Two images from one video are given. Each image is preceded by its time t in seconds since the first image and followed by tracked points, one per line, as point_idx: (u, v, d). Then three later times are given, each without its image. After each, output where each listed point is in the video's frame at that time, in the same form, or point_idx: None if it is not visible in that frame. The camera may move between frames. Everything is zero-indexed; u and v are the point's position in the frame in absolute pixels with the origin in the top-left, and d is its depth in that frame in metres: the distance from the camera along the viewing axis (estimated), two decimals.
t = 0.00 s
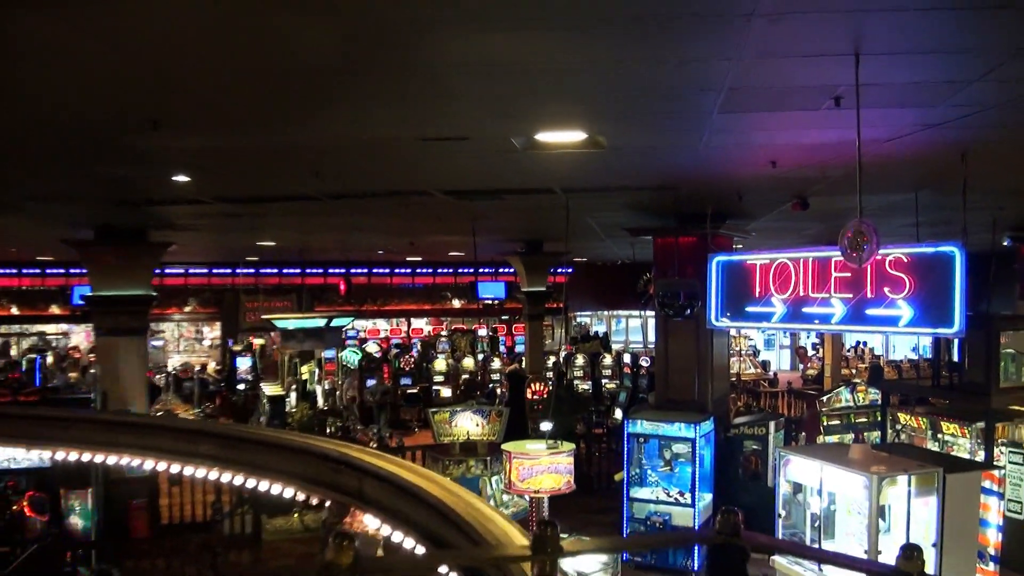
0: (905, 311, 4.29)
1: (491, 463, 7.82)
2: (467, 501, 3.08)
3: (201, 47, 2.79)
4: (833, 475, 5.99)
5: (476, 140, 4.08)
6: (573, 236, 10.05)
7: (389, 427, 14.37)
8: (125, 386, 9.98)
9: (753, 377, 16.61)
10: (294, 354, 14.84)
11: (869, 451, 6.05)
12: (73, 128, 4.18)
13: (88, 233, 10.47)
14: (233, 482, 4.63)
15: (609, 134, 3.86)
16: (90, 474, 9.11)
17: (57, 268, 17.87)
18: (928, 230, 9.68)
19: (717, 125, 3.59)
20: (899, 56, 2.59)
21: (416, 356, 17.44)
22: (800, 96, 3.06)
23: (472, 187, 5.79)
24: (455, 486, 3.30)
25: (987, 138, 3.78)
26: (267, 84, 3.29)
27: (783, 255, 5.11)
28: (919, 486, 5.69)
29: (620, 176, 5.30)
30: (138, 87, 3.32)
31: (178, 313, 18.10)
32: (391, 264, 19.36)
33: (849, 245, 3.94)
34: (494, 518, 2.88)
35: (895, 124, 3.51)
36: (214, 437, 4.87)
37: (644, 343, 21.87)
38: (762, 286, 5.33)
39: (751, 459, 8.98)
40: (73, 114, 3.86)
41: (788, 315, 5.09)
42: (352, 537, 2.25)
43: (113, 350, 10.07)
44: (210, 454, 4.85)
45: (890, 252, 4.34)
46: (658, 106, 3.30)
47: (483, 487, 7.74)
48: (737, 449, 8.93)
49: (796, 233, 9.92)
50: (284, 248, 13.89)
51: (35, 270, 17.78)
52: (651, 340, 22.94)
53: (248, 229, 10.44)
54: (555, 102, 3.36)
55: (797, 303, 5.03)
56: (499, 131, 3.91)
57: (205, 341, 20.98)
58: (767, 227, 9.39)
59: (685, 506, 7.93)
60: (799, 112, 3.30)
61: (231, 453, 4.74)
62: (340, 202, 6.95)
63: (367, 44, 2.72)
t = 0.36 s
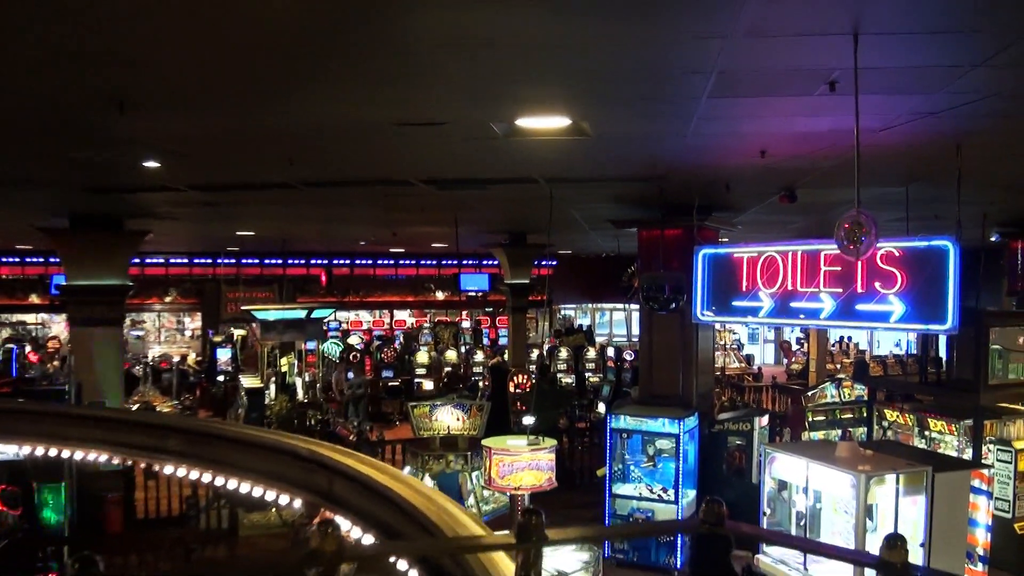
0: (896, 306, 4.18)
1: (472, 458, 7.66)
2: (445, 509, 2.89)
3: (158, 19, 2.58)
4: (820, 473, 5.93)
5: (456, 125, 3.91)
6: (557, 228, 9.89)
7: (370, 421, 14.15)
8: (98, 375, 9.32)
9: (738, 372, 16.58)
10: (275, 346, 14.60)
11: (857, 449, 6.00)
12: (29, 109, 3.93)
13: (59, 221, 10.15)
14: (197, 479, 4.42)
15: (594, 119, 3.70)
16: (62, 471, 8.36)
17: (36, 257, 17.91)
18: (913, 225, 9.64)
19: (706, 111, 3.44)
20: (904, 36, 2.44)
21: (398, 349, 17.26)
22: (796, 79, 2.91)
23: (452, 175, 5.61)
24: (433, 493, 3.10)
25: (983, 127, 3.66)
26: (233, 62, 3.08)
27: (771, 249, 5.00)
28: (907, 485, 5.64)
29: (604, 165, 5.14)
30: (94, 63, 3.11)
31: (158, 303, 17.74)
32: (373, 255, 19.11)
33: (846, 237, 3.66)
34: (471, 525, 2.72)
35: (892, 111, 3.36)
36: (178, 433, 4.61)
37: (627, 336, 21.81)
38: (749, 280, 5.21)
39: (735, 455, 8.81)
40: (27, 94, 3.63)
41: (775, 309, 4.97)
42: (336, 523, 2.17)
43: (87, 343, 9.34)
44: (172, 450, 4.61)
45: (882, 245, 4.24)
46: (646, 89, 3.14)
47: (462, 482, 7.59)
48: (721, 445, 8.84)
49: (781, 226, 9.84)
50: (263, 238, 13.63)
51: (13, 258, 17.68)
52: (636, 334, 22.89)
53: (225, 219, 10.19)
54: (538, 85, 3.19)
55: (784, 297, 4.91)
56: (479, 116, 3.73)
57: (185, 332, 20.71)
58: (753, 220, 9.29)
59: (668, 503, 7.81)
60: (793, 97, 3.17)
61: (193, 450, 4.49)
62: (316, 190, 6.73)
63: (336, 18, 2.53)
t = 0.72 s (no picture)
0: (889, 304, 4.07)
1: (454, 456, 7.49)
2: (419, 520, 2.71)
3: None
4: (807, 473, 5.85)
5: (434, 113, 3.73)
6: (543, 221, 9.73)
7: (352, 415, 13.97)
8: (76, 371, 8.94)
9: (723, 368, 16.53)
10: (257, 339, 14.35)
11: (845, 450, 5.92)
12: None
13: (30, 210, 9.85)
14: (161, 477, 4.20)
15: (579, 107, 3.54)
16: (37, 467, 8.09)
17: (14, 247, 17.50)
18: (901, 222, 9.56)
19: (698, 98, 3.29)
20: (906, 18, 2.30)
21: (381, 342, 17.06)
22: (790, 65, 2.77)
23: (434, 166, 5.42)
24: (410, 503, 2.93)
25: (981, 120, 3.54)
26: (194, 42, 2.87)
27: (761, 244, 4.87)
28: (896, 487, 5.56)
29: (590, 156, 4.98)
30: (47, 43, 2.91)
31: (140, 294, 17.41)
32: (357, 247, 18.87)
33: (846, 231, 3.50)
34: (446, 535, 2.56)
35: (889, 100, 3.22)
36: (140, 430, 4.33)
37: (613, 332, 21.72)
38: (737, 276, 5.08)
39: (720, 453, 8.99)
40: None
41: (763, 306, 4.84)
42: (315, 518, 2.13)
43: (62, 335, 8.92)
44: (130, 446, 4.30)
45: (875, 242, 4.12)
46: (635, 73, 2.97)
47: (443, 480, 7.45)
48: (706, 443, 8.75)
49: (768, 221, 9.73)
50: (244, 229, 13.37)
51: None
52: (621, 329, 22.81)
53: (203, 209, 9.94)
54: (521, 70, 3.03)
55: (774, 294, 4.79)
56: (460, 103, 3.55)
57: (167, 324, 20.39)
58: (741, 215, 9.17)
59: (652, 502, 7.70)
60: (788, 85, 3.02)
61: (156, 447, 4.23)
62: (293, 180, 6.52)
63: None
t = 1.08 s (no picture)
0: (886, 303, 3.95)
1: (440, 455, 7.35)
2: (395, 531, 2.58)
3: None
4: (799, 474, 5.76)
5: (416, 101, 3.56)
6: (532, 216, 9.59)
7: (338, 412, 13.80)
8: (55, 366, 8.65)
9: (712, 365, 16.45)
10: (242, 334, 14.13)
11: (839, 451, 5.83)
12: None
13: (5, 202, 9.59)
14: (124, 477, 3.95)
15: (568, 95, 3.39)
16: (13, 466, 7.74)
17: None
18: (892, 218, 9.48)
19: (691, 87, 3.15)
20: None
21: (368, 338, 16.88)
22: (790, 51, 2.63)
23: (418, 158, 5.25)
24: (383, 512, 2.80)
25: (985, 112, 3.41)
26: (155, 23, 2.68)
27: (754, 240, 4.74)
28: (891, 489, 5.47)
29: (580, 149, 4.83)
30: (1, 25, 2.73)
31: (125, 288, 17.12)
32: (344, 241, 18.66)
33: (851, 226, 3.24)
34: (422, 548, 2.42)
35: (892, 89, 3.09)
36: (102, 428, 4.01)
37: (601, 328, 21.62)
38: (730, 273, 4.95)
39: (712, 452, 8.71)
40: None
41: (756, 303, 4.72)
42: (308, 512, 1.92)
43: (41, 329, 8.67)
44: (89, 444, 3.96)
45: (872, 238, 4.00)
46: (624, 58, 2.81)
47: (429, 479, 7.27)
48: (696, 442, 8.64)
49: (759, 218, 9.63)
50: (228, 223, 13.13)
51: None
52: (610, 325, 22.72)
53: (184, 202, 9.72)
54: (505, 55, 2.87)
55: (767, 291, 4.66)
56: (442, 90, 3.39)
57: (153, 318, 20.10)
58: (732, 211, 9.06)
59: (641, 503, 7.61)
60: (786, 72, 2.89)
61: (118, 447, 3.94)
62: (274, 172, 6.33)
63: None
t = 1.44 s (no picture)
0: (889, 307, 3.81)
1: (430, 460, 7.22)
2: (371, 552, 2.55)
3: None
4: (796, 483, 5.64)
5: (402, 94, 3.39)
6: (527, 216, 9.44)
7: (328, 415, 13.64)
8: (39, 367, 8.46)
9: (706, 368, 16.39)
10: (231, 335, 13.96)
11: (836, 460, 5.72)
12: None
13: None
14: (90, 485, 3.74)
15: (560, 89, 3.23)
16: None
17: None
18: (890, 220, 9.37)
19: (690, 80, 3.02)
20: None
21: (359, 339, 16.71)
22: (797, 40, 2.48)
23: (407, 155, 5.09)
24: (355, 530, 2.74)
25: (994, 108, 3.28)
26: (118, 13, 2.50)
27: (752, 241, 4.61)
28: (891, 498, 5.35)
29: (574, 146, 4.68)
30: None
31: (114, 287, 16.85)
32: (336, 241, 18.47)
33: (863, 227, 3.03)
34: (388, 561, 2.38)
35: (899, 82, 2.94)
36: (69, 432, 3.77)
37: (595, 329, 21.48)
38: (726, 276, 4.82)
39: (706, 457, 8.66)
40: None
41: (754, 306, 4.58)
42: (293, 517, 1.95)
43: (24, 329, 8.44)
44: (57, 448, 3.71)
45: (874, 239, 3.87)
46: (618, 48, 2.66)
47: (417, 485, 7.12)
48: (690, 447, 8.54)
49: (755, 219, 9.51)
50: (217, 222, 12.93)
51: None
52: (604, 327, 22.62)
53: (172, 200, 9.52)
54: (495, 46, 2.70)
55: (765, 294, 4.52)
56: (429, 84, 3.23)
57: (142, 318, 19.83)
58: (728, 211, 8.93)
59: (634, 509, 7.47)
60: (791, 64, 2.76)
61: (86, 452, 3.70)
62: (261, 169, 6.15)
63: None
